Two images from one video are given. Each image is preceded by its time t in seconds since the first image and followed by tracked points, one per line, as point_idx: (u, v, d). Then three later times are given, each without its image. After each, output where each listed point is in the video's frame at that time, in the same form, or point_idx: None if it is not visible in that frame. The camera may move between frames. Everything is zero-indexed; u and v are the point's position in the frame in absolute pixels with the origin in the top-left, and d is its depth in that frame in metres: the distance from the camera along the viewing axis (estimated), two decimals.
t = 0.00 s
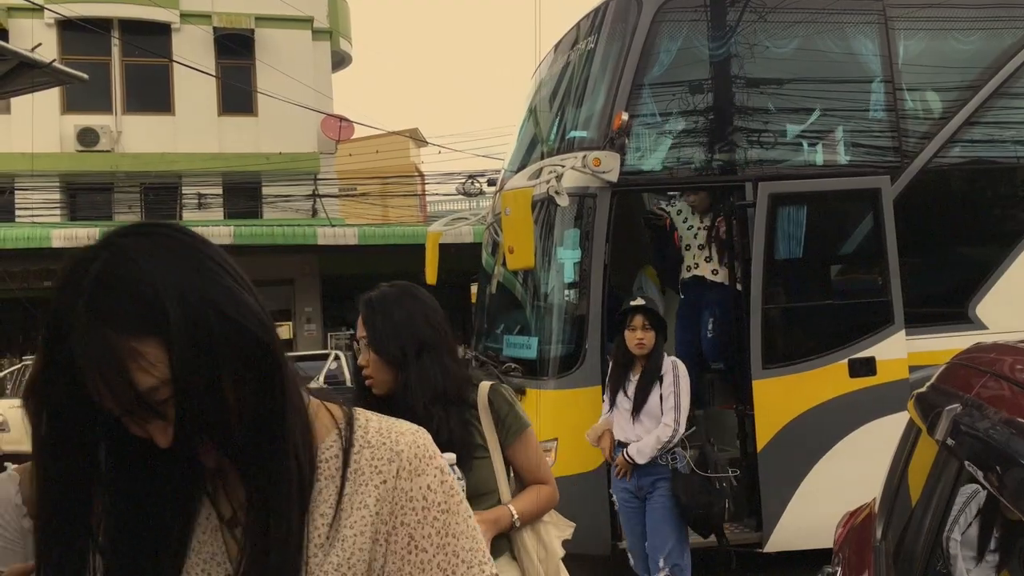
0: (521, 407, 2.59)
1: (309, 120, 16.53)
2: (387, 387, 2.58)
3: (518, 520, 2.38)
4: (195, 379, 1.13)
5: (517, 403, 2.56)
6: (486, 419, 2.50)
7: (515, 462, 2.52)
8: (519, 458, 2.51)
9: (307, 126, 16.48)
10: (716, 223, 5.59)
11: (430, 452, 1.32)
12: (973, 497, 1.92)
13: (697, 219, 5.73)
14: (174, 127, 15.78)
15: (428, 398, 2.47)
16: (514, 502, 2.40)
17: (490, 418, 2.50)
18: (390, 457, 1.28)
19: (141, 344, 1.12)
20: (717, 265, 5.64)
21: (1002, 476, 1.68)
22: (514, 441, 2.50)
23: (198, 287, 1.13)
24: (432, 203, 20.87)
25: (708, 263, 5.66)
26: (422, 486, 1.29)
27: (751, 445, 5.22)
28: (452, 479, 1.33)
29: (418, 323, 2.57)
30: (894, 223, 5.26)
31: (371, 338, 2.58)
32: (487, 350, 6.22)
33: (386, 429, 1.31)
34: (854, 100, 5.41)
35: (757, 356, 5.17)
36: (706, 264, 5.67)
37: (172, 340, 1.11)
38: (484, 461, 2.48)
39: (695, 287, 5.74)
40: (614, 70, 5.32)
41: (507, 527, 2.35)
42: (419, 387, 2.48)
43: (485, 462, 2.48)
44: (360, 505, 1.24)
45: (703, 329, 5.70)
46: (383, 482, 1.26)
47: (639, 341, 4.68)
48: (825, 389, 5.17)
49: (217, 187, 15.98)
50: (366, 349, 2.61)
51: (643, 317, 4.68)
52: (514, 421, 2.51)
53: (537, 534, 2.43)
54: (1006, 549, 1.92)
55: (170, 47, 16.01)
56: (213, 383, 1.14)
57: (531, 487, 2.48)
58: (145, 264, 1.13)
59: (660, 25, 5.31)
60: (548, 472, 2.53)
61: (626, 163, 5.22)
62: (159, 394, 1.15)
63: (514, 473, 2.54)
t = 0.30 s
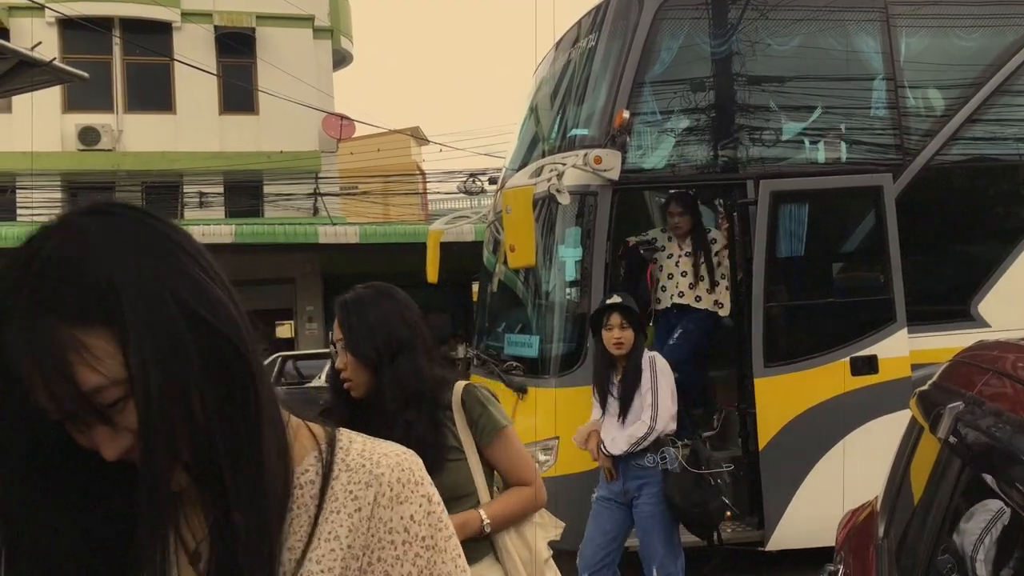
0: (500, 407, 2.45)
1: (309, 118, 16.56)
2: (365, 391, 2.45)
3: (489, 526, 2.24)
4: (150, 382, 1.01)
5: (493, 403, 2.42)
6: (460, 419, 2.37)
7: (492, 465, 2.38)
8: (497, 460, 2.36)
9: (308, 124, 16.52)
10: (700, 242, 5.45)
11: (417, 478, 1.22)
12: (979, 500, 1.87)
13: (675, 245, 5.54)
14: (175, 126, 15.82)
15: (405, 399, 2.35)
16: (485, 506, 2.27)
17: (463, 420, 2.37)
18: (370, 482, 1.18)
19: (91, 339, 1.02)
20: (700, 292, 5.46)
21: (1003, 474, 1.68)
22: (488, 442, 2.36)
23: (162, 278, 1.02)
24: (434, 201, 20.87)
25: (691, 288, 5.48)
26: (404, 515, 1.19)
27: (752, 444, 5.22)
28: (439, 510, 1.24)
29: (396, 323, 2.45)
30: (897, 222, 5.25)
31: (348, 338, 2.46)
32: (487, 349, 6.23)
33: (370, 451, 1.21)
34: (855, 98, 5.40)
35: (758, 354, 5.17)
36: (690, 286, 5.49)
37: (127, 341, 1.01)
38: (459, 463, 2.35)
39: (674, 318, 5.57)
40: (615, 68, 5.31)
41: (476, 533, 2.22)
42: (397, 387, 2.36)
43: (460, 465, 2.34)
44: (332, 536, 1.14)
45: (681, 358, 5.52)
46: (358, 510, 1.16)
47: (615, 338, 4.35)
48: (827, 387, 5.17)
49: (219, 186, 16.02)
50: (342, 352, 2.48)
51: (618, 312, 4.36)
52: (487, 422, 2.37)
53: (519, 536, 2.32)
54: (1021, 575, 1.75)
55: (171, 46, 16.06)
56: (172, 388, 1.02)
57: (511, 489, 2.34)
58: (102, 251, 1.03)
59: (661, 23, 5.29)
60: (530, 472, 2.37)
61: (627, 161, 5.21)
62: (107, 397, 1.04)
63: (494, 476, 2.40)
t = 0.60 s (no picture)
0: (485, 409, 2.30)
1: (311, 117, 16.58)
2: (352, 395, 2.34)
3: (466, 535, 2.14)
4: (66, 382, 0.93)
5: (475, 406, 2.27)
6: (443, 423, 2.25)
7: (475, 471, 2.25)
8: (477, 467, 2.23)
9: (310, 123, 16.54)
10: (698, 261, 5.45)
11: (379, 502, 1.14)
12: (998, 525, 1.76)
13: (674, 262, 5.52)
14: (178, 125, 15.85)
15: (393, 408, 2.26)
16: (462, 513, 2.16)
17: (442, 425, 2.24)
18: (328, 510, 1.09)
19: None
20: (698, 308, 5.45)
21: (1006, 472, 1.67)
22: (468, 448, 2.22)
23: (85, 267, 0.94)
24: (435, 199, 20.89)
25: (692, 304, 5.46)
26: (365, 545, 1.12)
27: (755, 442, 5.21)
28: (406, 535, 1.16)
29: (384, 326, 2.32)
30: (900, 220, 5.25)
31: (334, 339, 2.33)
32: (489, 347, 6.23)
33: (333, 468, 1.13)
34: (858, 95, 5.39)
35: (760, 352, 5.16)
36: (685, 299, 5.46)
37: (39, 338, 0.93)
38: (442, 468, 2.24)
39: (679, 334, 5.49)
40: (617, 66, 5.29)
41: (452, 541, 2.12)
42: (385, 394, 2.26)
43: (441, 471, 2.23)
44: (286, 567, 1.05)
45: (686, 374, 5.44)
46: (314, 540, 1.08)
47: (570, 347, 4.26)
48: (830, 386, 5.16)
49: (221, 184, 16.04)
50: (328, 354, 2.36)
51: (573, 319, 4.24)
52: (466, 426, 2.23)
53: (504, 541, 2.21)
54: None
55: (173, 45, 16.09)
56: (91, 389, 0.94)
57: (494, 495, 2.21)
58: (26, 236, 0.95)
59: (664, 21, 5.27)
60: (519, 476, 2.23)
61: (629, 159, 5.20)
62: (18, 395, 0.96)
63: (481, 481, 2.27)
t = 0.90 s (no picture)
0: (467, 413, 2.16)
1: (315, 117, 16.60)
2: (339, 394, 2.14)
3: (440, 547, 2.01)
4: None
5: (457, 409, 2.13)
6: (423, 426, 2.09)
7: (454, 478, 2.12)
8: (457, 473, 2.09)
9: (313, 123, 16.56)
10: (692, 271, 5.61)
11: (291, 540, 1.10)
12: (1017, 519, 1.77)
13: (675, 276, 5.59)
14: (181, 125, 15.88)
15: (380, 407, 2.09)
16: (439, 523, 2.03)
17: (422, 428, 2.09)
18: (232, 552, 1.07)
19: None
20: (701, 320, 5.55)
21: (1011, 473, 1.67)
22: (448, 454, 2.08)
23: None
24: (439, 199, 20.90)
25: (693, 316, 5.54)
26: None
27: (758, 442, 5.20)
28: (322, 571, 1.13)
29: (374, 320, 2.14)
30: (904, 219, 5.23)
31: (321, 333, 2.14)
32: (493, 347, 6.22)
33: (238, 504, 1.09)
34: (862, 94, 5.37)
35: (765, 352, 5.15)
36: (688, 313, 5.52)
37: None
38: (421, 473, 2.09)
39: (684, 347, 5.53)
40: (620, 65, 5.28)
41: (425, 552, 2.00)
42: (372, 392, 2.09)
43: (420, 475, 2.09)
44: None
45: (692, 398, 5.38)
46: None
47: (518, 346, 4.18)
48: (834, 386, 5.15)
49: (225, 185, 16.08)
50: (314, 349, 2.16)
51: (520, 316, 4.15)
52: (446, 431, 2.08)
53: (479, 554, 2.09)
54: None
55: (177, 45, 16.12)
56: None
57: (473, 507, 2.08)
58: None
59: (667, 20, 5.27)
60: (499, 487, 2.09)
61: (633, 159, 5.20)
62: None
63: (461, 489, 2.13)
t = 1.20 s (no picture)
0: (464, 427, 2.04)
1: (315, 117, 16.61)
2: (330, 399, 2.01)
3: (423, 564, 1.91)
4: None
5: (453, 422, 2.01)
6: (415, 437, 1.98)
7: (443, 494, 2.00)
8: (445, 491, 1.98)
9: (314, 123, 16.57)
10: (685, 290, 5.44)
11: (123, 551, 1.19)
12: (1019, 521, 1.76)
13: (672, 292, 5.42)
14: (182, 126, 15.91)
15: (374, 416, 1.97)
16: (423, 540, 1.93)
17: (415, 440, 1.97)
18: (55, 564, 1.17)
19: None
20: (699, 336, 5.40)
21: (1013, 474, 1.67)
22: (439, 470, 1.96)
23: None
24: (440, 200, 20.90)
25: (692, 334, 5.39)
26: None
27: (758, 442, 5.21)
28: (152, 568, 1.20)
29: (369, 324, 2.01)
30: (904, 219, 5.23)
31: (312, 337, 1.99)
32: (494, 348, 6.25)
33: (68, 512, 1.20)
34: (863, 94, 5.37)
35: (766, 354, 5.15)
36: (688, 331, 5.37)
37: None
38: (410, 486, 1.98)
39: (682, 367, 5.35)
40: (621, 66, 5.28)
41: (407, 569, 1.91)
42: (367, 400, 1.97)
43: (407, 490, 1.97)
44: None
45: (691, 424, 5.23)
46: None
47: (481, 348, 3.98)
48: (834, 386, 5.15)
49: (225, 185, 16.09)
50: (305, 350, 2.00)
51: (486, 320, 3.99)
52: (440, 446, 1.96)
53: None
54: None
55: (178, 45, 16.13)
56: None
57: (460, 526, 1.97)
58: None
59: (668, 20, 5.27)
60: (490, 507, 1.98)
61: (633, 159, 5.20)
62: None
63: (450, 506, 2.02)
